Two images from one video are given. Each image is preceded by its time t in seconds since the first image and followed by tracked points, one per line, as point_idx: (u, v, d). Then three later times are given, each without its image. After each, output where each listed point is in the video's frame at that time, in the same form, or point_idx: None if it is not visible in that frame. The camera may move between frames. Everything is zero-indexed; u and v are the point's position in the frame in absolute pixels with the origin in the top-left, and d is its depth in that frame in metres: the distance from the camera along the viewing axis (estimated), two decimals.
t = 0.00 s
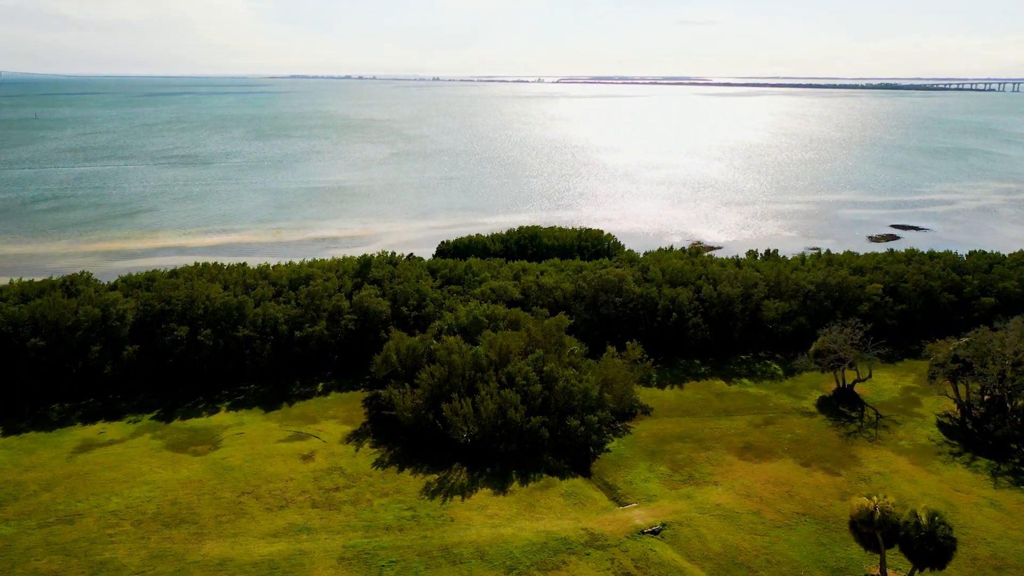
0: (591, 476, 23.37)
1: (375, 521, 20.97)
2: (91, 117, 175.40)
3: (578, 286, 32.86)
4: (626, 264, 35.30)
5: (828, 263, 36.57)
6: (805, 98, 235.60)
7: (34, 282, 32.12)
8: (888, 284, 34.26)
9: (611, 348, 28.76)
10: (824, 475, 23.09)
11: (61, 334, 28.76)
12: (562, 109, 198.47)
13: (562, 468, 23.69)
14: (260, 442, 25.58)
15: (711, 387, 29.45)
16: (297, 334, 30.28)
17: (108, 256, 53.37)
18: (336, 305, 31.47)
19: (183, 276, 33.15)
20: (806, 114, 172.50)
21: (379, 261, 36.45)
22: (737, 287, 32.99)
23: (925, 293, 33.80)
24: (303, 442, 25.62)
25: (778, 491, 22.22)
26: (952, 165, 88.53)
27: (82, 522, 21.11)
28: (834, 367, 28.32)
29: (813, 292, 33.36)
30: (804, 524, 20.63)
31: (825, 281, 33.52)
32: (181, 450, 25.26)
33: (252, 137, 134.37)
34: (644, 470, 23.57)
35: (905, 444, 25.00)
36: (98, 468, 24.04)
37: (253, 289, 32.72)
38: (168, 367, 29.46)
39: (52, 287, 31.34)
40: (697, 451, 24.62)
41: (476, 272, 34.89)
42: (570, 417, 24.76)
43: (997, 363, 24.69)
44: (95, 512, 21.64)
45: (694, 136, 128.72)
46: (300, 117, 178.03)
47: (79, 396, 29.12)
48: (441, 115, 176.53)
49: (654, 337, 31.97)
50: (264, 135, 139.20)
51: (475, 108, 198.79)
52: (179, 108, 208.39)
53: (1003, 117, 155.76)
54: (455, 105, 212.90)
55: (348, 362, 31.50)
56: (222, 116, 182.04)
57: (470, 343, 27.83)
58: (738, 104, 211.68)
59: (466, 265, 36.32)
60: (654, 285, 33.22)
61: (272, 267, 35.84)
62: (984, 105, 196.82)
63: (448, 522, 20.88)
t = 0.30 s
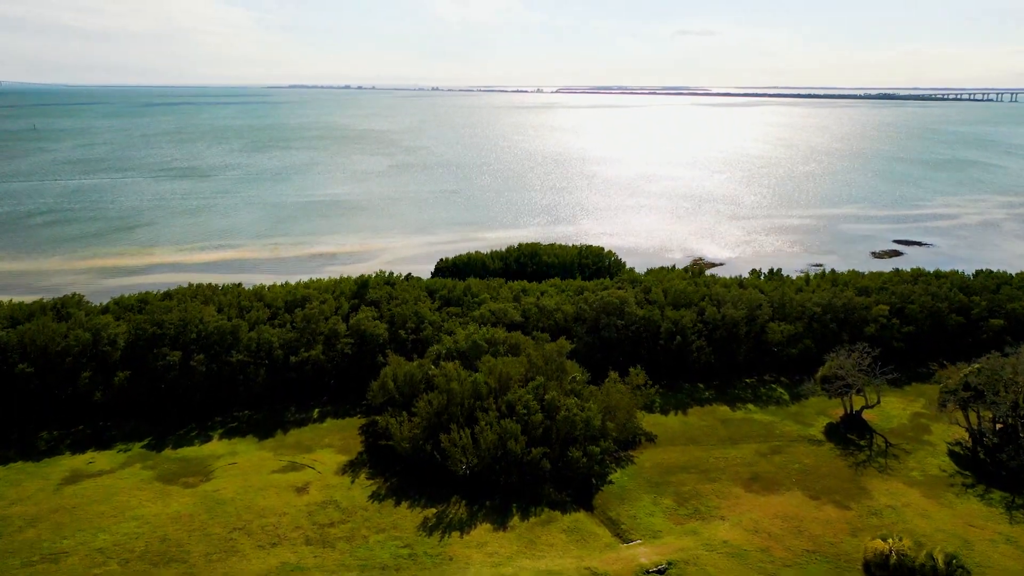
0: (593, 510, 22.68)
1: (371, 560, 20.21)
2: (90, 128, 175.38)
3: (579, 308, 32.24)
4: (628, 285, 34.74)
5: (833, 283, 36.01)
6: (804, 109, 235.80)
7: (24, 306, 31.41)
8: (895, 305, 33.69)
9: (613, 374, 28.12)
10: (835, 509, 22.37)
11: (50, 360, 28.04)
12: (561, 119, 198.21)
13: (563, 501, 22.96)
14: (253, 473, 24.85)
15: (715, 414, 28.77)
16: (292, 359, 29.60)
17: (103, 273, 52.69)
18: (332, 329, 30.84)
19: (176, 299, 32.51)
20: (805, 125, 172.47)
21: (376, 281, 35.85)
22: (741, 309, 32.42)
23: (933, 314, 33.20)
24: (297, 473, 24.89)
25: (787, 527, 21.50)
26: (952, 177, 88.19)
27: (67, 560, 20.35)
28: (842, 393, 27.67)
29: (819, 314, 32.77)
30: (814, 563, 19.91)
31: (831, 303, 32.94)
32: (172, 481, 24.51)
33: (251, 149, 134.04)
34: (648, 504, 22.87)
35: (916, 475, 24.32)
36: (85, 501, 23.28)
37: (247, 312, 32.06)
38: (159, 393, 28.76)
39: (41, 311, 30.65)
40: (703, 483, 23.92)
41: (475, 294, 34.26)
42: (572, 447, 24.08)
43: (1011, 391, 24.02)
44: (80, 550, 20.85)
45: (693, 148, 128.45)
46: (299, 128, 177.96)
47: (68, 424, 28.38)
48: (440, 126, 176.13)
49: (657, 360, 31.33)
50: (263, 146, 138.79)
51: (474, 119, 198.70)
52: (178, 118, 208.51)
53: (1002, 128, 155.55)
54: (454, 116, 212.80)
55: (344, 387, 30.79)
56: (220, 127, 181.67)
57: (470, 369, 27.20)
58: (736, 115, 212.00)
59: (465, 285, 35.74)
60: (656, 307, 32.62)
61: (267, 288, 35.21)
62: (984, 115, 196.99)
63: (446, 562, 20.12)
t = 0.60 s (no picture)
0: (596, 545, 21.94)
1: None
2: (90, 139, 175.41)
3: (580, 331, 31.63)
4: (630, 307, 34.16)
5: (839, 304, 35.43)
6: (803, 119, 236.06)
7: (14, 330, 30.75)
8: (902, 326, 33.07)
9: (616, 401, 27.46)
10: (846, 545, 21.61)
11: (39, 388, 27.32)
12: (561, 130, 198.00)
13: (566, 536, 22.21)
14: (246, 506, 24.09)
15: (720, 441, 28.06)
16: (287, 385, 28.92)
17: (97, 291, 52.01)
18: (328, 353, 30.19)
19: (169, 322, 31.87)
20: (804, 136, 172.43)
21: (374, 302, 35.26)
22: (745, 332, 31.81)
23: (941, 336, 32.56)
24: (291, 505, 24.11)
25: (797, 564, 20.74)
26: (954, 190, 87.79)
27: None
28: (850, 421, 27.00)
29: (825, 337, 32.16)
30: None
31: (837, 325, 32.35)
32: (161, 514, 23.73)
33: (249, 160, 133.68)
34: (652, 539, 22.13)
35: (928, 508, 23.60)
36: (71, 536, 22.48)
37: (241, 335, 31.40)
38: (151, 421, 28.03)
39: (31, 336, 29.98)
40: (709, 516, 23.19)
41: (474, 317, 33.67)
42: (575, 479, 23.36)
43: None
44: None
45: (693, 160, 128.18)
46: (299, 139, 178.10)
47: (56, 453, 27.63)
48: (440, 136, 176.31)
49: (660, 385, 30.68)
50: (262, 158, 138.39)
51: (474, 129, 198.68)
52: (178, 129, 208.78)
53: (1002, 139, 155.47)
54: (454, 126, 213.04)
55: (341, 413, 30.10)
56: (219, 138, 181.52)
57: (468, 397, 26.55)
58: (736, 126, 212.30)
59: (464, 306, 35.16)
60: (659, 330, 32.01)
61: (263, 310, 34.59)
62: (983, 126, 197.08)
63: None
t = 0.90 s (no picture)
0: None
1: None
2: (89, 150, 175.32)
3: (582, 354, 31.00)
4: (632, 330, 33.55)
5: (845, 326, 34.82)
6: (803, 130, 236.04)
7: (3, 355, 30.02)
8: (910, 349, 32.42)
9: (619, 429, 26.78)
10: None
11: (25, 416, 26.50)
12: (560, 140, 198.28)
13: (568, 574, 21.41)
14: (238, 540, 23.30)
15: (726, 470, 27.33)
16: (281, 412, 28.19)
17: (92, 309, 51.28)
18: (324, 379, 29.52)
19: (161, 347, 31.17)
20: (804, 147, 172.59)
21: (371, 324, 34.62)
22: (750, 355, 31.16)
23: (950, 358, 31.91)
24: (284, 540, 23.30)
25: None
26: (955, 203, 87.40)
27: None
28: (859, 449, 26.31)
29: (831, 360, 31.50)
30: None
31: (843, 348, 31.71)
32: (150, 549, 22.93)
33: (248, 172, 133.22)
34: None
35: (942, 542, 22.84)
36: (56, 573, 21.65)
37: (235, 359, 30.71)
38: (141, 450, 27.24)
39: (20, 362, 29.26)
40: (715, 551, 22.45)
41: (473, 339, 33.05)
42: (578, 514, 22.61)
43: None
44: None
45: (693, 171, 127.78)
46: (298, 150, 178.25)
47: (43, 483, 26.81)
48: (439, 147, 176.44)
49: (664, 410, 29.99)
50: (261, 170, 137.88)
51: (474, 140, 198.44)
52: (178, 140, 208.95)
53: (1002, 150, 155.40)
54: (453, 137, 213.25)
55: (337, 439, 29.41)
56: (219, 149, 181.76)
57: (467, 426, 25.86)
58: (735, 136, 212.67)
59: (463, 328, 34.54)
60: (662, 353, 31.36)
61: (258, 332, 33.92)
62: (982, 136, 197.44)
63: None
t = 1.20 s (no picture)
0: None
1: None
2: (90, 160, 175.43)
3: (584, 378, 30.37)
4: (635, 351, 32.94)
5: (851, 347, 34.22)
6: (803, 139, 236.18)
7: None
8: (919, 371, 31.78)
9: (623, 457, 26.12)
10: None
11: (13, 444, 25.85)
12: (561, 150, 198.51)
13: None
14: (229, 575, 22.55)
15: (732, 498, 26.64)
16: (277, 439, 27.55)
17: (88, 325, 50.72)
18: (320, 404, 28.88)
19: (154, 371, 30.53)
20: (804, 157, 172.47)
21: (369, 345, 33.99)
22: (756, 378, 30.50)
23: (959, 381, 31.28)
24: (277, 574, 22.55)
25: None
26: (957, 216, 86.90)
27: None
28: (868, 478, 25.61)
29: (838, 383, 30.86)
30: None
31: (851, 370, 31.07)
32: None
33: (248, 183, 132.91)
34: None
35: None
36: None
37: (229, 383, 30.03)
38: (131, 478, 26.51)
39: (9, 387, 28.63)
40: None
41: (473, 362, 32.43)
42: (580, 548, 21.96)
43: None
44: None
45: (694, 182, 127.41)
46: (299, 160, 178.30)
47: (31, 512, 26.08)
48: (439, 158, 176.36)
49: (668, 435, 29.33)
50: (261, 181, 137.74)
51: (474, 150, 198.72)
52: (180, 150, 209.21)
53: (1003, 161, 154.94)
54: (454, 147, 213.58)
55: (333, 466, 28.69)
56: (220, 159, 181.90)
57: (467, 455, 25.17)
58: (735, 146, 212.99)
59: (463, 350, 33.92)
60: (666, 377, 30.71)
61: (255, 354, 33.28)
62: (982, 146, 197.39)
63: None
